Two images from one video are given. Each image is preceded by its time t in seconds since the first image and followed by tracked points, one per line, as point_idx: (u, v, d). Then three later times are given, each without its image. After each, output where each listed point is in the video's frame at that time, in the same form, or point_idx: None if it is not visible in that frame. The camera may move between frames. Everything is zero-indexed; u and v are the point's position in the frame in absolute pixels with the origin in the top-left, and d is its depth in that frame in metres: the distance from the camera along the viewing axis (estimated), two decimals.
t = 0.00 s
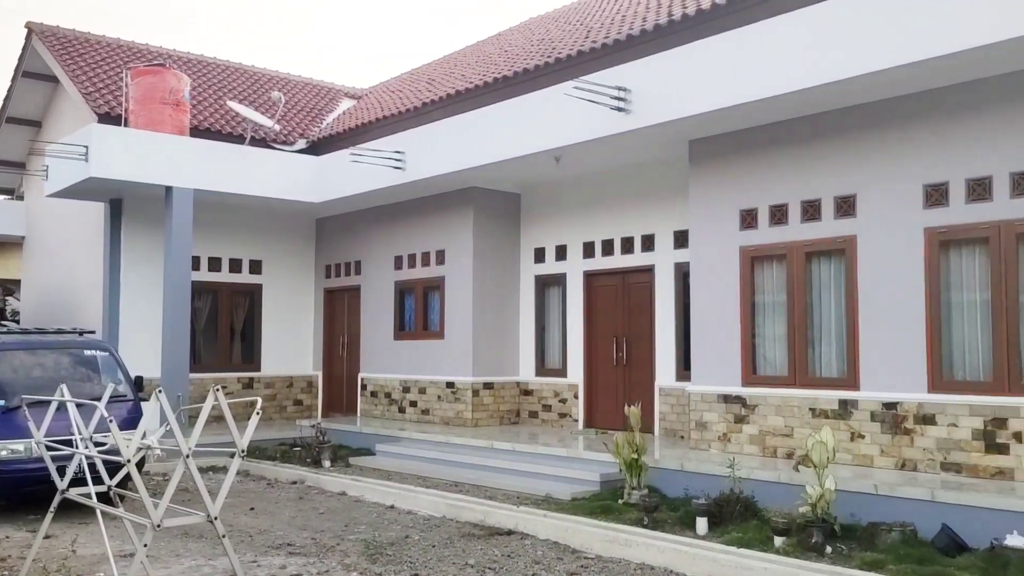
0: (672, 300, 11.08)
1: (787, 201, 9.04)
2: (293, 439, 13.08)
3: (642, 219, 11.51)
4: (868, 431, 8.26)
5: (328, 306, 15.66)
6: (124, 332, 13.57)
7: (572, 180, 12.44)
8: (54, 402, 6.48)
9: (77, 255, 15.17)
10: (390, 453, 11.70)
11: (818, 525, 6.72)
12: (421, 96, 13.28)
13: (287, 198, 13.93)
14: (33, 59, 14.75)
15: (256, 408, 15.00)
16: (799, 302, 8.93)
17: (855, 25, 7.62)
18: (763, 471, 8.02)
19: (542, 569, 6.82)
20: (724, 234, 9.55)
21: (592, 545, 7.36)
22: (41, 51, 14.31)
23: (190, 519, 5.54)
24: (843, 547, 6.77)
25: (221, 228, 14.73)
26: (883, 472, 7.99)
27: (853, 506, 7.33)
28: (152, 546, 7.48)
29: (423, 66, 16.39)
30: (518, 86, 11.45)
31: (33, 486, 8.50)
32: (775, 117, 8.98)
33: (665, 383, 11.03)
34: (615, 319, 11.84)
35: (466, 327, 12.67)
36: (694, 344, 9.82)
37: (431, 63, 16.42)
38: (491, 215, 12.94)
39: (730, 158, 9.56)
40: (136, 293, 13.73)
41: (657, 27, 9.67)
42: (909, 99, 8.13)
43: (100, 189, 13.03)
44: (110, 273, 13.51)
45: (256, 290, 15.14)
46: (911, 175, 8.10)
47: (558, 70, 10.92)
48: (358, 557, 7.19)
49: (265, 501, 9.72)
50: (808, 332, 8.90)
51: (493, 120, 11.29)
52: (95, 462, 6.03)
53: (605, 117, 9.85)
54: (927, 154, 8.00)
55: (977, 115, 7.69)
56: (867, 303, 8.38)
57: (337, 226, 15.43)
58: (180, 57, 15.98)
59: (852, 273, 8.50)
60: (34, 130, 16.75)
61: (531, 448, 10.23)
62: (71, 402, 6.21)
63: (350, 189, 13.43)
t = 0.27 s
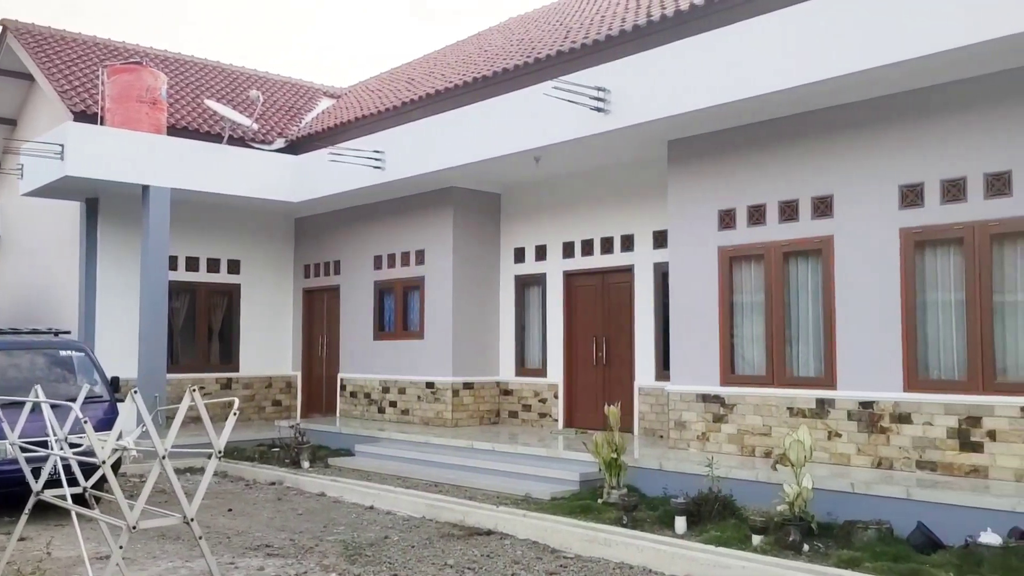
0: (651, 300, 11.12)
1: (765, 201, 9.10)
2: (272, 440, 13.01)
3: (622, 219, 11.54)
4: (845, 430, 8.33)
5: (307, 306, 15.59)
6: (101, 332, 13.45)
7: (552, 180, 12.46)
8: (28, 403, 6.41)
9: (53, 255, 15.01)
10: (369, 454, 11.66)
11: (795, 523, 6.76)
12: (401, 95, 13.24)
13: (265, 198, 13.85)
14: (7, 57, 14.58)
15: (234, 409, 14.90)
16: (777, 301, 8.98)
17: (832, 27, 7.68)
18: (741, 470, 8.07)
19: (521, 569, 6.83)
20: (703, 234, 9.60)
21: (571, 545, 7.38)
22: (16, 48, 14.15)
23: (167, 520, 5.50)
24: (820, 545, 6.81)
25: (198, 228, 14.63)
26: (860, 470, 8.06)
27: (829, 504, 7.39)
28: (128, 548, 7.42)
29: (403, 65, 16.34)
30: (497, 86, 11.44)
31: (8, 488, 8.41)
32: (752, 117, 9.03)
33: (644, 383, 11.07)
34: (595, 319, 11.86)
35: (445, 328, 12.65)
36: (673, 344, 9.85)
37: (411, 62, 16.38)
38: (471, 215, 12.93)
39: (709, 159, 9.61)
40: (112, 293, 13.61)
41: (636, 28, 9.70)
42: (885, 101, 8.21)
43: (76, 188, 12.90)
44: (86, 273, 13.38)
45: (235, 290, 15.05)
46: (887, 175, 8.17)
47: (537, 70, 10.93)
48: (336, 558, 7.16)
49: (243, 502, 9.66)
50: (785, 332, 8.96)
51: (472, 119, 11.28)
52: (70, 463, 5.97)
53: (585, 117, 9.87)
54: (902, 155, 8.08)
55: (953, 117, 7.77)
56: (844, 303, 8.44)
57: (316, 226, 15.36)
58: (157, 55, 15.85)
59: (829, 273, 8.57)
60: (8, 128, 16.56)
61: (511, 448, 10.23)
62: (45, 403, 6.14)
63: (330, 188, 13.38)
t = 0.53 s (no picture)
0: (636, 300, 11.15)
1: (749, 202, 9.13)
2: (256, 440, 12.96)
3: (607, 219, 11.56)
4: (828, 429, 8.37)
5: (292, 306, 15.53)
6: (83, 332, 13.36)
7: (537, 180, 12.46)
8: (9, 404, 6.36)
9: (34, 254, 14.89)
10: (354, 454, 11.63)
11: (779, 522, 6.79)
12: (386, 95, 13.21)
13: (250, 197, 13.80)
14: None
15: (218, 409, 14.83)
16: (761, 301, 9.02)
17: (816, 28, 7.72)
18: (725, 469, 8.10)
19: (506, 569, 6.83)
20: (688, 234, 9.62)
21: (556, 545, 7.38)
22: None
23: (149, 521, 5.47)
24: (803, 543, 6.84)
25: (182, 227, 14.55)
26: (843, 469, 8.10)
27: (813, 503, 7.43)
28: (111, 550, 7.37)
29: (388, 65, 16.31)
30: (483, 85, 11.44)
31: None
32: (737, 118, 9.07)
33: (629, 382, 11.09)
34: (580, 319, 11.88)
35: (430, 327, 12.64)
36: (658, 343, 9.88)
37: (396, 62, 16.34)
38: (457, 214, 12.92)
39: (694, 159, 9.63)
40: (95, 292, 13.52)
41: (621, 28, 9.71)
42: (868, 102, 8.26)
43: (58, 187, 12.80)
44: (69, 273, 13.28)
45: (219, 290, 14.98)
46: (871, 176, 8.22)
47: (523, 70, 10.93)
48: (321, 559, 7.14)
49: (227, 503, 9.62)
50: (770, 332, 8.99)
51: (458, 119, 11.28)
52: (51, 464, 5.93)
53: (570, 117, 9.88)
54: (885, 156, 8.13)
55: (935, 118, 7.82)
56: (827, 303, 8.49)
57: (301, 225, 15.31)
58: (140, 53, 15.75)
59: (813, 273, 8.61)
60: None
61: (496, 448, 10.23)
62: (26, 404, 6.10)
63: (314, 188, 13.34)
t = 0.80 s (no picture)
0: (625, 300, 11.16)
1: (737, 202, 9.16)
2: (245, 441, 12.92)
3: (596, 219, 11.57)
4: (816, 428, 8.40)
5: (280, 306, 15.49)
6: (70, 332, 13.29)
7: (526, 180, 12.46)
8: None
9: (21, 254, 14.81)
10: (343, 455, 11.61)
11: (767, 522, 6.81)
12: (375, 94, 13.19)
13: (238, 197, 13.75)
14: None
15: (207, 409, 14.78)
16: (749, 301, 9.05)
17: (804, 29, 7.75)
18: (713, 469, 8.12)
19: (495, 569, 6.83)
20: (677, 234, 9.64)
21: (545, 545, 7.39)
22: None
23: (136, 523, 5.45)
24: (791, 543, 6.86)
25: (170, 227, 14.50)
26: (830, 468, 8.14)
27: (800, 502, 7.46)
28: (98, 551, 7.34)
29: (377, 65, 16.28)
30: (472, 85, 11.43)
31: None
32: (725, 118, 9.10)
33: (618, 382, 11.11)
34: (569, 319, 11.89)
35: (420, 327, 12.62)
36: (647, 343, 9.89)
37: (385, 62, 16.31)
38: (446, 214, 12.91)
39: (682, 159, 9.66)
40: (83, 292, 13.45)
41: (610, 28, 9.72)
42: (856, 103, 8.30)
43: (45, 186, 12.74)
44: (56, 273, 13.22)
45: (207, 290, 14.93)
46: (858, 176, 8.26)
47: (512, 70, 10.93)
48: (309, 559, 7.12)
49: (215, 503, 9.59)
50: (758, 332, 9.02)
51: (447, 119, 11.27)
52: (38, 465, 5.90)
53: (559, 117, 9.89)
54: (872, 157, 8.17)
55: (922, 120, 7.86)
56: (815, 303, 8.52)
57: (290, 225, 15.27)
58: (128, 52, 15.68)
59: (801, 273, 8.64)
60: None
61: (485, 448, 10.22)
62: (12, 405, 6.06)
63: (303, 188, 13.31)
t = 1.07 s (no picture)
0: (613, 300, 11.18)
1: (726, 202, 9.18)
2: (233, 441, 12.88)
3: (585, 219, 11.58)
4: (804, 428, 8.44)
5: (269, 306, 15.45)
6: (57, 332, 13.22)
7: (516, 180, 12.46)
8: None
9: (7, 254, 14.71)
10: (331, 455, 11.59)
11: (754, 521, 6.83)
12: (364, 94, 13.16)
13: (227, 197, 13.71)
14: None
15: (194, 410, 14.72)
16: (737, 301, 9.08)
17: (792, 30, 7.78)
18: (701, 468, 8.14)
19: (483, 569, 6.82)
20: (665, 234, 9.67)
21: (534, 545, 7.39)
22: None
23: (123, 524, 5.44)
24: (778, 542, 6.88)
25: (158, 227, 14.44)
26: (818, 468, 8.17)
27: (788, 502, 7.49)
28: (85, 552, 7.30)
29: (366, 64, 16.25)
30: (461, 85, 11.42)
31: None
32: (714, 119, 9.12)
33: (607, 382, 11.13)
34: (558, 319, 11.89)
35: (408, 327, 12.61)
36: (636, 343, 9.91)
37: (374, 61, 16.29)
38: (435, 214, 12.90)
39: (671, 159, 9.68)
40: (69, 292, 13.39)
41: (600, 29, 9.73)
42: (843, 104, 8.33)
43: (31, 186, 12.66)
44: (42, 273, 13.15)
45: (195, 290, 14.87)
46: (845, 176, 8.29)
47: (501, 70, 10.93)
48: (297, 560, 7.11)
49: (203, 504, 9.56)
50: (746, 332, 9.05)
51: (436, 119, 11.26)
52: (23, 466, 5.87)
53: (548, 117, 9.89)
54: (860, 157, 8.20)
55: (910, 120, 7.90)
56: (803, 303, 8.56)
57: (278, 225, 15.23)
58: (115, 51, 15.61)
59: (789, 273, 8.67)
60: None
61: (474, 448, 10.22)
62: None
63: (292, 187, 13.27)
